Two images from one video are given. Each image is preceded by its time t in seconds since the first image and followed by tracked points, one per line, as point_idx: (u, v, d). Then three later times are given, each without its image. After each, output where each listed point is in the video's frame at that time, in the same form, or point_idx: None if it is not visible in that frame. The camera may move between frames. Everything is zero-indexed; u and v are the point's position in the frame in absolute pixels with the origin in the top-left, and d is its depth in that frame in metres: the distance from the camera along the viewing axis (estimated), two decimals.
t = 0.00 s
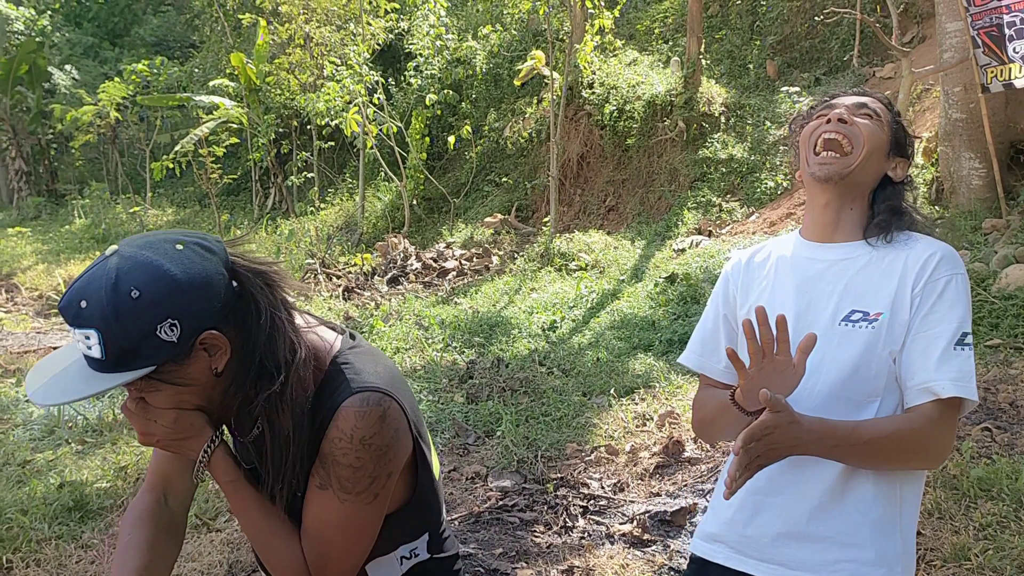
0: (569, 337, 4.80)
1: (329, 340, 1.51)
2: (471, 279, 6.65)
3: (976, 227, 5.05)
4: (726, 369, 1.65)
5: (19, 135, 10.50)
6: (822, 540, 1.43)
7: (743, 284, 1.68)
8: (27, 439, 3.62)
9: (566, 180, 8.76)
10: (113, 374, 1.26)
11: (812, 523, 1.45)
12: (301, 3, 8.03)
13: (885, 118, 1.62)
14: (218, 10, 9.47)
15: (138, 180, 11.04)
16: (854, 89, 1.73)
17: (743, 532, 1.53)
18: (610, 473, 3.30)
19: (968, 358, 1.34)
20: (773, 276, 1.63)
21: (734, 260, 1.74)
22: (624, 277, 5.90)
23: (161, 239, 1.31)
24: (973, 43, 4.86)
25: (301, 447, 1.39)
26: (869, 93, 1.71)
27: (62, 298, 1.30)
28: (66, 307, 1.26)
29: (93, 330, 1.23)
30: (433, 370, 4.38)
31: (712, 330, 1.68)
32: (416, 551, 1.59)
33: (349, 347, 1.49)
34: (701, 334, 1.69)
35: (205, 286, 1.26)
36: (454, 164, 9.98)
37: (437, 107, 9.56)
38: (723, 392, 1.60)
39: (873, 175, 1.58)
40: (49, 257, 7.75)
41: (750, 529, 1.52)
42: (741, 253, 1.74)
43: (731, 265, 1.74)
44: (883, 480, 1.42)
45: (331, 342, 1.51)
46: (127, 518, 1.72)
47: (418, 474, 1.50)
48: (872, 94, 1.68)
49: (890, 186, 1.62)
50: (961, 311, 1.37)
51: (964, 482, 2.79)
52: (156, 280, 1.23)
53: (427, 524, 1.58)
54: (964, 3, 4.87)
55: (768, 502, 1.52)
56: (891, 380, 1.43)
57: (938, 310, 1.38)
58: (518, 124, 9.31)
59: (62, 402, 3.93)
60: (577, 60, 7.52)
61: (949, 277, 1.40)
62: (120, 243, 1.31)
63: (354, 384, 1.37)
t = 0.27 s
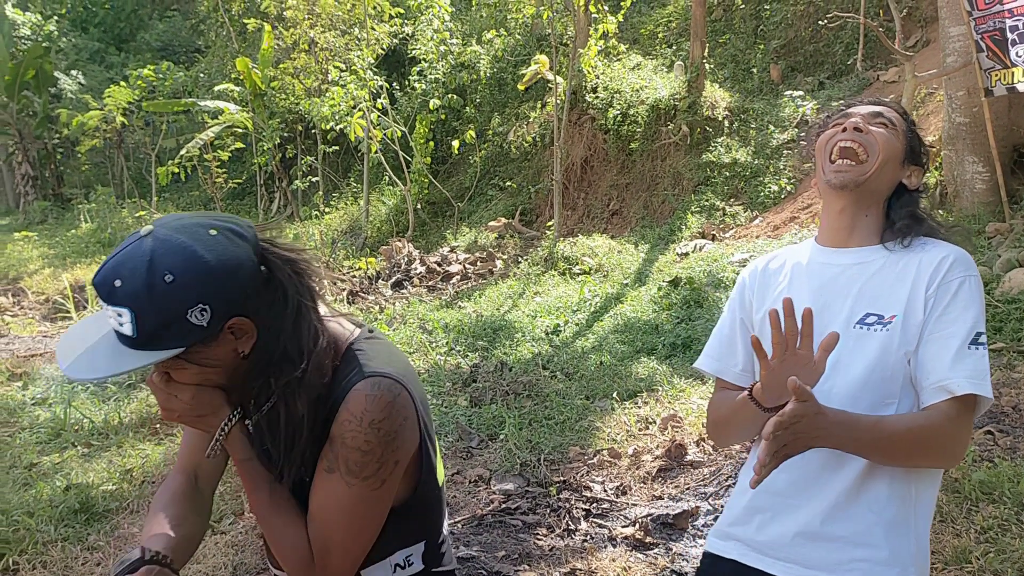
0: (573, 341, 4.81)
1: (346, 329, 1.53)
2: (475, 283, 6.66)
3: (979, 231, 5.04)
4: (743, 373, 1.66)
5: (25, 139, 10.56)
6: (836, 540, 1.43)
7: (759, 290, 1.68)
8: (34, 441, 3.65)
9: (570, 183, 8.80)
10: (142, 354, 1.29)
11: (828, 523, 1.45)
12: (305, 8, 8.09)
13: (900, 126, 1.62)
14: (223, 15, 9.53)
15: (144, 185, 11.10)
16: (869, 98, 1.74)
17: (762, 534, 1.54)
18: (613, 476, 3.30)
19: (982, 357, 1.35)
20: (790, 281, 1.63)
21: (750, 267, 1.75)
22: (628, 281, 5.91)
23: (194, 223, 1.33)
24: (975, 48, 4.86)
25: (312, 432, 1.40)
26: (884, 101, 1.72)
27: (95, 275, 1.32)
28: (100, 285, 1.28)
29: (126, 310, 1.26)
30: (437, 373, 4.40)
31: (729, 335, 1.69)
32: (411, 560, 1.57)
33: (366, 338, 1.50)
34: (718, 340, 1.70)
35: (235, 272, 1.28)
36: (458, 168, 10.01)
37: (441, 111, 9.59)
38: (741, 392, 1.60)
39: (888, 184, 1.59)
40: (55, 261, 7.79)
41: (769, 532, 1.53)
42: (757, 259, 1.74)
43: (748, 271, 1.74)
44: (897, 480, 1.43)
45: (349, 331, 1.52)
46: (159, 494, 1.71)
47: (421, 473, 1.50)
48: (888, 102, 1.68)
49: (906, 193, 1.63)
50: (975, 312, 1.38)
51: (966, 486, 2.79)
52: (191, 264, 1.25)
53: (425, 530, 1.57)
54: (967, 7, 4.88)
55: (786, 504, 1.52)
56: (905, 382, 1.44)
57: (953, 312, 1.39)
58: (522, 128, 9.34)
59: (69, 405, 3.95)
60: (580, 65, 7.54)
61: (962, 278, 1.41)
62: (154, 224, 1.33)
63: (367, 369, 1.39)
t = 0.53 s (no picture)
0: (573, 341, 4.81)
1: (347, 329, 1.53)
2: (476, 283, 6.66)
3: (980, 231, 5.04)
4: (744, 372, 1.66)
5: (25, 139, 10.56)
6: (835, 540, 1.44)
7: (760, 290, 1.69)
8: (33, 442, 3.64)
9: (570, 183, 8.80)
10: (142, 355, 1.29)
11: (828, 523, 1.45)
12: (305, 8, 8.11)
13: (900, 126, 1.62)
14: (223, 15, 9.53)
15: (144, 185, 11.10)
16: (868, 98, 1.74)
17: (760, 535, 1.54)
18: (613, 476, 3.30)
19: (982, 357, 1.35)
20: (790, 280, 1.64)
21: (750, 267, 1.74)
22: (629, 280, 5.91)
23: (194, 223, 1.32)
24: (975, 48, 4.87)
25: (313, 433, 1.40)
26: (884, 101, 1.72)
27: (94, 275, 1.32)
28: (100, 285, 1.28)
29: (126, 311, 1.26)
30: (437, 374, 4.40)
31: (729, 335, 1.69)
32: (410, 560, 1.57)
33: (366, 338, 1.50)
34: (719, 339, 1.70)
35: (235, 272, 1.28)
36: (459, 168, 10.01)
37: (441, 111, 9.59)
38: (740, 391, 1.61)
39: (888, 183, 1.59)
40: (55, 261, 7.79)
41: (768, 533, 1.53)
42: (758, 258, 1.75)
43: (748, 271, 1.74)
44: (897, 481, 1.43)
45: (349, 331, 1.52)
46: (159, 493, 1.71)
47: (422, 473, 1.50)
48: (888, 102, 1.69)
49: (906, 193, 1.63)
50: (974, 311, 1.38)
51: (965, 485, 2.79)
52: (190, 264, 1.25)
53: (425, 530, 1.57)
54: (967, 7, 4.88)
55: (784, 505, 1.53)
56: (906, 382, 1.44)
57: (952, 310, 1.39)
58: (522, 128, 9.34)
59: (68, 406, 3.95)
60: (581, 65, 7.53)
61: (961, 278, 1.41)
62: (153, 224, 1.33)
63: (367, 369, 1.39)
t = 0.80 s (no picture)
0: (577, 344, 4.81)
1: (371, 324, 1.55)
2: (481, 286, 6.67)
3: (986, 234, 5.03)
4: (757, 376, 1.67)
5: (33, 143, 10.64)
6: (846, 540, 1.44)
7: (771, 295, 1.69)
8: (41, 443, 3.67)
9: (576, 187, 8.82)
10: (176, 334, 1.30)
11: (840, 522, 1.45)
12: (311, 12, 8.18)
13: (910, 135, 1.62)
14: (231, 19, 9.59)
15: (151, 188, 11.16)
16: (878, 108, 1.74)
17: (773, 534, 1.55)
18: (616, 479, 3.30)
19: (993, 357, 1.35)
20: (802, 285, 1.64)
21: (762, 274, 1.75)
22: (633, 284, 5.91)
23: (238, 207, 1.33)
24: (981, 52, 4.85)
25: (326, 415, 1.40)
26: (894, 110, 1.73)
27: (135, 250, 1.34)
28: (142, 261, 1.30)
29: (166, 290, 1.28)
30: (442, 376, 4.41)
31: (742, 340, 1.69)
32: (406, 563, 1.49)
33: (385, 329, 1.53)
34: (732, 346, 1.71)
35: (274, 260, 1.29)
36: (464, 171, 10.04)
37: (447, 115, 9.63)
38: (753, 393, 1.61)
39: (897, 192, 1.60)
40: (63, 264, 7.84)
41: (779, 533, 1.53)
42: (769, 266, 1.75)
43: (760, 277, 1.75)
44: (911, 482, 1.43)
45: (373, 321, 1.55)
46: (178, 485, 1.71)
47: (425, 469, 1.47)
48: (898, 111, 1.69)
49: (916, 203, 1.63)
50: (983, 313, 1.39)
51: (969, 489, 2.79)
52: (232, 250, 1.26)
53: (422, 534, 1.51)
54: (972, 10, 4.87)
55: (798, 505, 1.53)
56: (918, 385, 1.43)
57: (963, 313, 1.40)
58: (527, 132, 9.37)
59: (76, 408, 3.98)
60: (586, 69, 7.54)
61: (968, 282, 1.43)
62: (197, 204, 1.34)
63: (383, 352, 1.40)
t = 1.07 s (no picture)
0: (581, 345, 4.82)
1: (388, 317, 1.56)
2: (485, 287, 6.69)
3: (990, 236, 5.02)
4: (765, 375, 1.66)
5: (41, 144, 10.71)
6: (854, 535, 1.44)
7: (778, 295, 1.69)
8: (47, 443, 3.69)
9: (581, 189, 8.84)
10: (203, 304, 1.31)
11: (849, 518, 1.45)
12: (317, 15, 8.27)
13: (912, 141, 1.63)
14: (236, 21, 9.63)
15: (158, 190, 11.21)
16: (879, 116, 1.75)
17: (780, 530, 1.55)
18: (619, 480, 3.31)
19: (995, 355, 1.35)
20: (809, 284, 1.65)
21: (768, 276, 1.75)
22: (637, 285, 5.91)
23: (275, 187, 1.35)
24: (985, 54, 4.84)
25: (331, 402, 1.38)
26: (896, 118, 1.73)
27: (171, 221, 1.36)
28: (178, 230, 1.32)
29: (197, 259, 1.29)
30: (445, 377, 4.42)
31: (748, 341, 1.70)
32: (397, 558, 1.42)
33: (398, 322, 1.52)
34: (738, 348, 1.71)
35: (305, 238, 1.31)
36: (469, 173, 10.06)
37: (452, 116, 9.64)
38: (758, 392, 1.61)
39: (900, 197, 1.60)
40: (69, 265, 7.89)
41: (788, 529, 1.53)
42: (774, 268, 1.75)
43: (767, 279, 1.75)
44: (917, 476, 1.44)
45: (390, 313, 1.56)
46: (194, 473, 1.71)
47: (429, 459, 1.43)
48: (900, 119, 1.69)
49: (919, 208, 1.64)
50: (985, 312, 1.39)
51: (970, 490, 2.78)
52: (266, 224, 1.28)
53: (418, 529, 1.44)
54: (976, 12, 4.86)
55: (806, 502, 1.53)
56: (923, 384, 1.43)
57: (966, 310, 1.40)
58: (532, 134, 9.38)
59: (81, 408, 4.00)
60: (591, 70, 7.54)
61: (971, 283, 1.43)
62: (236, 180, 1.36)
63: (390, 338, 1.39)
